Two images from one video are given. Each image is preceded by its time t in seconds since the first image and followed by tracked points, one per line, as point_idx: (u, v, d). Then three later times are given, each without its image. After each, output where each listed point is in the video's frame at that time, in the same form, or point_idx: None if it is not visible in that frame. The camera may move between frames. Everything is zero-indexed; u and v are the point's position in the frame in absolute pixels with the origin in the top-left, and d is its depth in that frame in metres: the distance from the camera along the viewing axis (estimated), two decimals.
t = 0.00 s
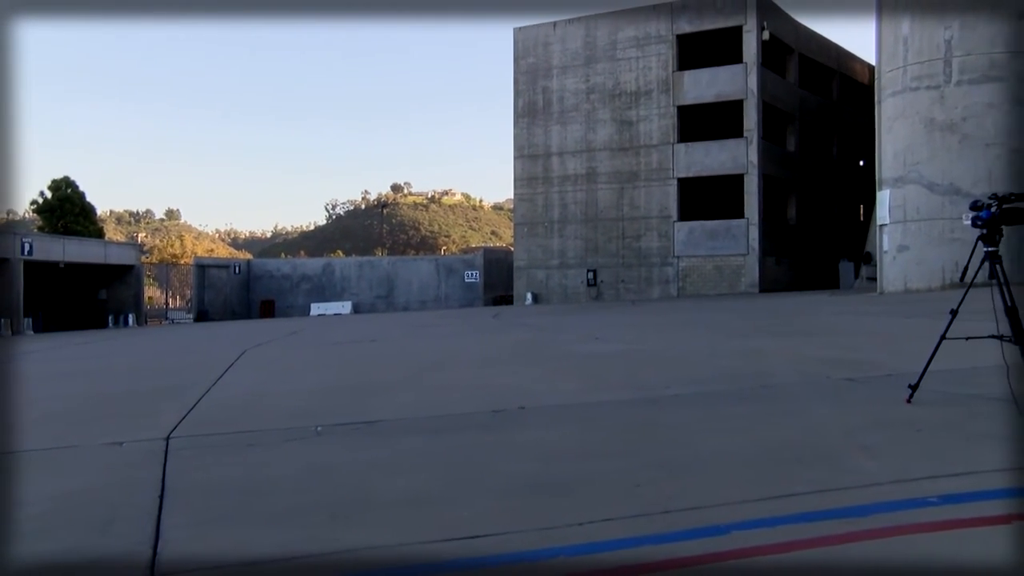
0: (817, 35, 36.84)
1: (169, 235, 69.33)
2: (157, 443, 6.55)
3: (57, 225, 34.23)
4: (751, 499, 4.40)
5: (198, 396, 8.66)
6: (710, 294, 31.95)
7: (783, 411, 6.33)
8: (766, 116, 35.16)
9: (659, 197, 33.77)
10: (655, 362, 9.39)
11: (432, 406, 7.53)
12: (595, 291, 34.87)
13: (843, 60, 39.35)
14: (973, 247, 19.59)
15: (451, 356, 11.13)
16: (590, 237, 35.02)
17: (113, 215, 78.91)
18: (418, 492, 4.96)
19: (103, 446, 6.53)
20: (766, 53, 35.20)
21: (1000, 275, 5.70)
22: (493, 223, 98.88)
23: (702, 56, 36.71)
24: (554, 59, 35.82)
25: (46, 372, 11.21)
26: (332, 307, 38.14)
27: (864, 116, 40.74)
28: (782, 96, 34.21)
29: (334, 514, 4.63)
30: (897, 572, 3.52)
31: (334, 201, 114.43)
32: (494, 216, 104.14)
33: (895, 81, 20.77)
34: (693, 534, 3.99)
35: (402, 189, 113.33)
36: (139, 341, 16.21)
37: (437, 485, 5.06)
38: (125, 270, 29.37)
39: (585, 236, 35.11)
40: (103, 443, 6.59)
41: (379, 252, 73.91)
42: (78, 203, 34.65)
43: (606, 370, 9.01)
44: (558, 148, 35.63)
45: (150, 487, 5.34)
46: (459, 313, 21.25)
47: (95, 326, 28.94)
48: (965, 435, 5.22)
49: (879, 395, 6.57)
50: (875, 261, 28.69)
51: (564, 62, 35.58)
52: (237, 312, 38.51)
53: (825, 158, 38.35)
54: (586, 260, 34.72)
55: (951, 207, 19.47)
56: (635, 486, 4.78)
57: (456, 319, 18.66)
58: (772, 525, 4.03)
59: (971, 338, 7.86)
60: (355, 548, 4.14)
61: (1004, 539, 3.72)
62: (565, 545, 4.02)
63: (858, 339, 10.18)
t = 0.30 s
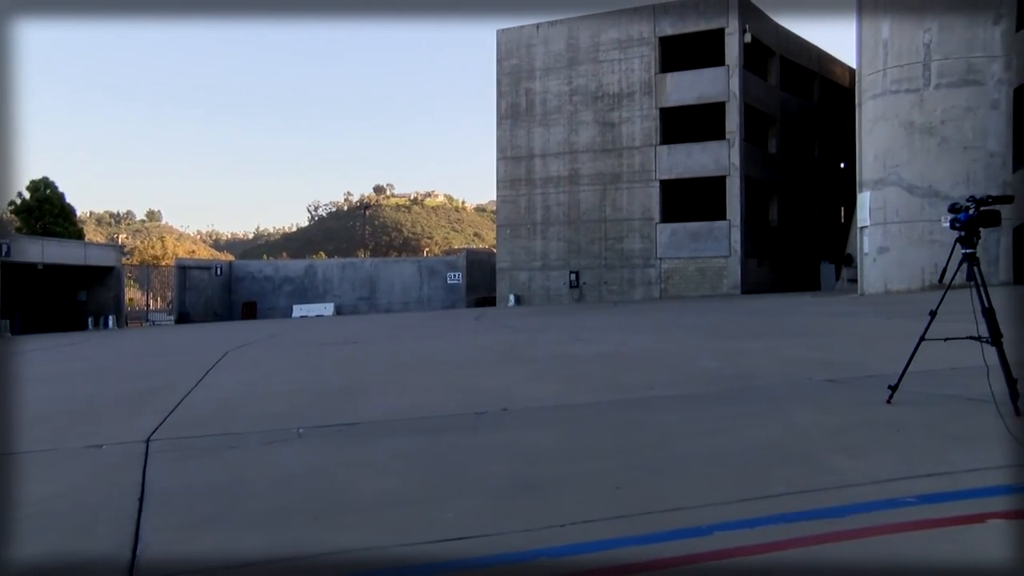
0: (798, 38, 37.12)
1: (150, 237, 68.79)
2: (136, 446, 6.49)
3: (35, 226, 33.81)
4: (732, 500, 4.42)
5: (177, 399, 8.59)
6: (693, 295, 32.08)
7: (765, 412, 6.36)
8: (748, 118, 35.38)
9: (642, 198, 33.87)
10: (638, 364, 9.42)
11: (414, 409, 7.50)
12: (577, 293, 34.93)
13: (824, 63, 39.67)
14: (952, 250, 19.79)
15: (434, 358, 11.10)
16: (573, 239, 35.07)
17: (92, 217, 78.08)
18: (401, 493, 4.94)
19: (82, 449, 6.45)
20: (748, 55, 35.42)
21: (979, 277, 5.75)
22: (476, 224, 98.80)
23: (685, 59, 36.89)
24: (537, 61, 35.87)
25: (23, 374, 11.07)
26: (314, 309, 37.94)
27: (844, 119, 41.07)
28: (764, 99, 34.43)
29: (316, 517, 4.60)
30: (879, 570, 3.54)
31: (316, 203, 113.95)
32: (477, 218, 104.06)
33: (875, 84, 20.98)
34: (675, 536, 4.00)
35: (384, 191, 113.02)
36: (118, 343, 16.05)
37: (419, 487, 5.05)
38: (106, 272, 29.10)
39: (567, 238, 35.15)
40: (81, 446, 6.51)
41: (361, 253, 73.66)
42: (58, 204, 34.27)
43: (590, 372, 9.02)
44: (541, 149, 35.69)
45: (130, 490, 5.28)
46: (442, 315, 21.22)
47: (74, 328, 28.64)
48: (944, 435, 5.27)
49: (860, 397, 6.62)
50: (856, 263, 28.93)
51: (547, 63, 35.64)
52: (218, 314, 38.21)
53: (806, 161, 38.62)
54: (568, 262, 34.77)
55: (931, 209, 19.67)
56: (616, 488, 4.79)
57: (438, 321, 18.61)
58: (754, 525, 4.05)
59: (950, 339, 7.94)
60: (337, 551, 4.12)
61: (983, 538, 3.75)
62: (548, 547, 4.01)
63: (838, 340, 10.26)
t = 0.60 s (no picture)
0: (775, 42, 37.45)
1: (126, 239, 68.00)
2: (113, 449, 6.42)
3: (8, 228, 33.30)
4: (710, 501, 4.44)
5: (154, 402, 8.50)
6: (671, 298, 32.25)
7: (743, 414, 6.40)
8: (726, 121, 35.62)
9: (620, 201, 34.01)
10: (615, 366, 9.46)
11: (393, 411, 7.49)
12: (556, 295, 34.99)
13: (801, 67, 40.03)
14: (927, 252, 20.03)
15: (413, 360, 11.07)
16: (551, 241, 35.14)
17: (66, 218, 77.04)
18: (380, 496, 4.92)
19: (56, 453, 6.36)
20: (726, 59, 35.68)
21: (952, 280, 5.81)
22: (455, 227, 98.71)
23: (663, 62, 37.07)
24: (516, 63, 35.92)
25: None
26: (293, 311, 37.73)
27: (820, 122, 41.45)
28: (742, 102, 34.70)
29: (293, 520, 4.57)
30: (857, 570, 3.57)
31: (294, 205, 113.33)
32: (456, 220, 103.96)
33: (850, 88, 21.21)
34: (654, 537, 4.01)
35: (363, 193, 112.65)
36: (93, 345, 15.84)
37: (398, 490, 5.03)
38: (81, 274, 28.84)
39: (546, 240, 35.22)
40: (55, 450, 6.42)
41: (340, 256, 73.40)
42: (31, 205, 33.83)
43: (568, 374, 9.05)
44: (519, 152, 35.74)
45: (105, 494, 5.21)
46: (421, 317, 21.17)
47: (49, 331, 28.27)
48: (916, 436, 5.33)
49: (837, 398, 6.68)
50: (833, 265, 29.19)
51: (526, 66, 35.71)
52: (195, 317, 37.87)
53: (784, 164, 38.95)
54: (548, 264, 34.82)
55: (906, 212, 19.91)
56: (594, 490, 4.80)
57: (418, 324, 18.57)
58: (732, 527, 4.07)
59: (924, 341, 8.02)
60: (316, 554, 4.09)
61: (956, 536, 3.80)
62: (527, 549, 4.01)
63: (814, 342, 10.34)
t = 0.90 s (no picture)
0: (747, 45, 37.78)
1: (96, 240, 66.99)
2: (81, 452, 6.30)
3: None
4: (681, 501, 4.46)
5: (124, 403, 8.37)
6: (644, 298, 32.39)
7: (715, 414, 6.42)
8: (700, 123, 35.87)
9: (594, 201, 34.12)
10: (589, 366, 9.48)
11: (366, 412, 7.44)
12: (529, 296, 35.01)
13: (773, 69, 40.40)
14: (896, 253, 20.30)
15: (386, 361, 11.01)
16: (525, 242, 35.16)
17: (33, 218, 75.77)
18: (350, 498, 4.87)
19: (21, 456, 6.24)
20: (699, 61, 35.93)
21: (921, 281, 5.87)
22: (429, 228, 98.46)
23: (637, 63, 37.25)
24: (490, 64, 35.95)
25: None
26: (265, 312, 37.42)
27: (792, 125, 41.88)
28: (715, 104, 34.96)
29: (260, 522, 4.52)
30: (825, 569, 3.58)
31: (266, 205, 112.41)
32: (430, 221, 103.71)
33: (822, 90, 21.46)
34: (623, 538, 4.01)
35: (336, 194, 112.07)
36: (61, 347, 15.60)
37: (369, 492, 4.99)
38: (50, 274, 28.38)
39: (520, 241, 35.23)
40: (21, 453, 6.29)
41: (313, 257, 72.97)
42: None
43: (541, 375, 9.06)
44: (493, 152, 35.73)
45: (72, 497, 5.12)
46: (394, 318, 21.09)
47: (16, 332, 27.75)
48: (884, 435, 5.39)
49: (807, 398, 6.74)
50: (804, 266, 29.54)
51: (500, 67, 35.73)
52: (167, 318, 37.45)
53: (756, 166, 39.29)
54: (522, 265, 34.84)
55: (876, 213, 20.16)
56: (566, 490, 4.80)
57: (391, 325, 18.50)
58: (702, 527, 4.08)
59: (894, 341, 8.11)
60: (283, 557, 4.04)
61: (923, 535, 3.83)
62: (497, 550, 3.99)
63: (786, 343, 10.44)
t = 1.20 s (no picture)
0: (715, 48, 38.12)
1: (58, 242, 65.73)
2: (41, 456, 6.16)
3: None
4: (650, 502, 4.46)
5: (88, 407, 8.21)
6: (613, 300, 32.52)
7: (684, 415, 6.44)
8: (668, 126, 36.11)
9: (563, 203, 34.18)
10: (558, 369, 9.47)
11: (334, 415, 7.36)
12: (498, 298, 34.98)
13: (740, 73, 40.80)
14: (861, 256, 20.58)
15: (354, 364, 10.91)
16: (494, 244, 35.13)
17: None
18: (317, 502, 4.80)
19: None
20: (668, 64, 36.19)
21: (885, 283, 5.92)
22: (398, 230, 98.04)
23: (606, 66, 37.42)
24: (459, 66, 35.90)
25: None
26: (233, 314, 37.04)
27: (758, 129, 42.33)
28: (683, 107, 35.21)
29: (226, 526, 4.43)
30: (794, 566, 3.58)
31: (233, 207, 111.14)
32: (399, 223, 103.30)
33: (789, 94, 21.71)
34: (593, 539, 3.99)
35: (304, 196, 111.21)
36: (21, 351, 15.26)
37: (337, 495, 4.93)
38: (11, 276, 27.73)
39: (489, 243, 35.20)
40: None
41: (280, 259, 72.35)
42: None
43: (510, 377, 9.03)
44: (462, 154, 35.66)
45: (32, 503, 4.99)
46: (363, 321, 20.94)
47: None
48: (849, 436, 5.43)
49: (773, 400, 6.78)
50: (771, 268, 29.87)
51: (469, 69, 35.70)
52: (132, 320, 36.86)
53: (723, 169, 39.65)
54: (490, 267, 34.83)
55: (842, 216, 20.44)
56: (535, 492, 4.78)
57: (360, 327, 18.36)
58: (672, 528, 4.08)
59: (858, 343, 8.19)
60: (247, 561, 3.96)
61: (888, 532, 3.85)
62: (465, 551, 3.95)
63: (752, 345, 10.54)
